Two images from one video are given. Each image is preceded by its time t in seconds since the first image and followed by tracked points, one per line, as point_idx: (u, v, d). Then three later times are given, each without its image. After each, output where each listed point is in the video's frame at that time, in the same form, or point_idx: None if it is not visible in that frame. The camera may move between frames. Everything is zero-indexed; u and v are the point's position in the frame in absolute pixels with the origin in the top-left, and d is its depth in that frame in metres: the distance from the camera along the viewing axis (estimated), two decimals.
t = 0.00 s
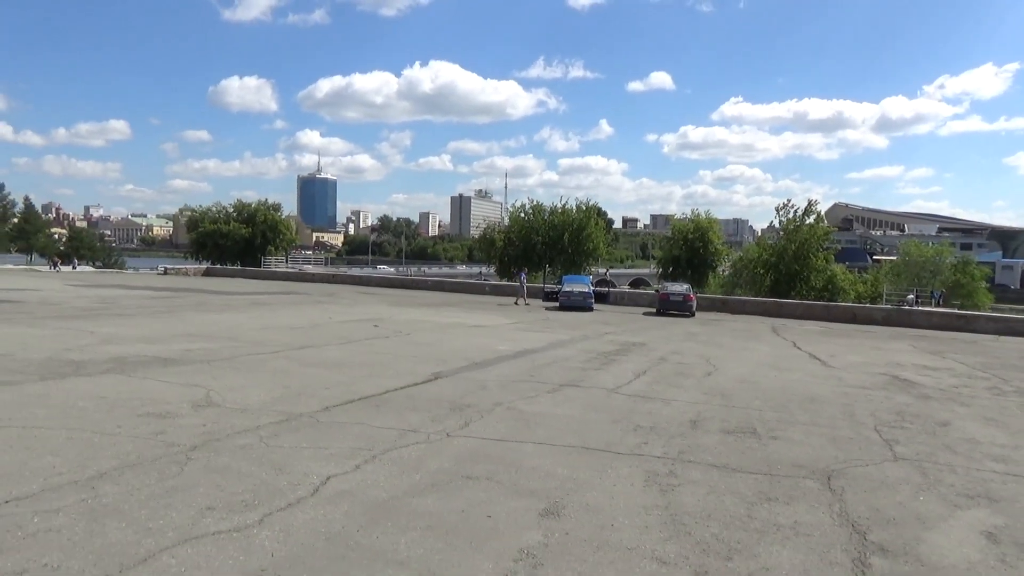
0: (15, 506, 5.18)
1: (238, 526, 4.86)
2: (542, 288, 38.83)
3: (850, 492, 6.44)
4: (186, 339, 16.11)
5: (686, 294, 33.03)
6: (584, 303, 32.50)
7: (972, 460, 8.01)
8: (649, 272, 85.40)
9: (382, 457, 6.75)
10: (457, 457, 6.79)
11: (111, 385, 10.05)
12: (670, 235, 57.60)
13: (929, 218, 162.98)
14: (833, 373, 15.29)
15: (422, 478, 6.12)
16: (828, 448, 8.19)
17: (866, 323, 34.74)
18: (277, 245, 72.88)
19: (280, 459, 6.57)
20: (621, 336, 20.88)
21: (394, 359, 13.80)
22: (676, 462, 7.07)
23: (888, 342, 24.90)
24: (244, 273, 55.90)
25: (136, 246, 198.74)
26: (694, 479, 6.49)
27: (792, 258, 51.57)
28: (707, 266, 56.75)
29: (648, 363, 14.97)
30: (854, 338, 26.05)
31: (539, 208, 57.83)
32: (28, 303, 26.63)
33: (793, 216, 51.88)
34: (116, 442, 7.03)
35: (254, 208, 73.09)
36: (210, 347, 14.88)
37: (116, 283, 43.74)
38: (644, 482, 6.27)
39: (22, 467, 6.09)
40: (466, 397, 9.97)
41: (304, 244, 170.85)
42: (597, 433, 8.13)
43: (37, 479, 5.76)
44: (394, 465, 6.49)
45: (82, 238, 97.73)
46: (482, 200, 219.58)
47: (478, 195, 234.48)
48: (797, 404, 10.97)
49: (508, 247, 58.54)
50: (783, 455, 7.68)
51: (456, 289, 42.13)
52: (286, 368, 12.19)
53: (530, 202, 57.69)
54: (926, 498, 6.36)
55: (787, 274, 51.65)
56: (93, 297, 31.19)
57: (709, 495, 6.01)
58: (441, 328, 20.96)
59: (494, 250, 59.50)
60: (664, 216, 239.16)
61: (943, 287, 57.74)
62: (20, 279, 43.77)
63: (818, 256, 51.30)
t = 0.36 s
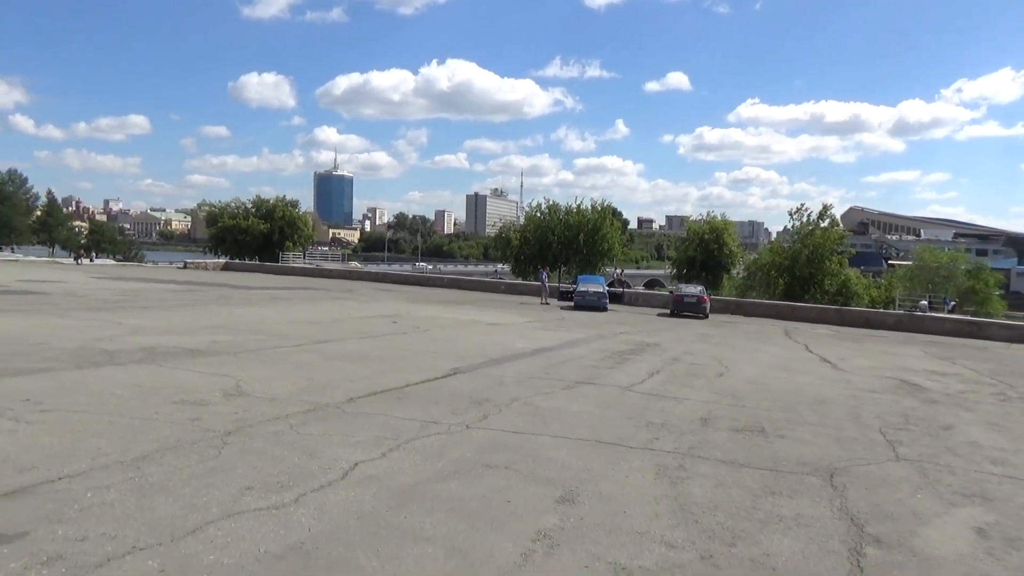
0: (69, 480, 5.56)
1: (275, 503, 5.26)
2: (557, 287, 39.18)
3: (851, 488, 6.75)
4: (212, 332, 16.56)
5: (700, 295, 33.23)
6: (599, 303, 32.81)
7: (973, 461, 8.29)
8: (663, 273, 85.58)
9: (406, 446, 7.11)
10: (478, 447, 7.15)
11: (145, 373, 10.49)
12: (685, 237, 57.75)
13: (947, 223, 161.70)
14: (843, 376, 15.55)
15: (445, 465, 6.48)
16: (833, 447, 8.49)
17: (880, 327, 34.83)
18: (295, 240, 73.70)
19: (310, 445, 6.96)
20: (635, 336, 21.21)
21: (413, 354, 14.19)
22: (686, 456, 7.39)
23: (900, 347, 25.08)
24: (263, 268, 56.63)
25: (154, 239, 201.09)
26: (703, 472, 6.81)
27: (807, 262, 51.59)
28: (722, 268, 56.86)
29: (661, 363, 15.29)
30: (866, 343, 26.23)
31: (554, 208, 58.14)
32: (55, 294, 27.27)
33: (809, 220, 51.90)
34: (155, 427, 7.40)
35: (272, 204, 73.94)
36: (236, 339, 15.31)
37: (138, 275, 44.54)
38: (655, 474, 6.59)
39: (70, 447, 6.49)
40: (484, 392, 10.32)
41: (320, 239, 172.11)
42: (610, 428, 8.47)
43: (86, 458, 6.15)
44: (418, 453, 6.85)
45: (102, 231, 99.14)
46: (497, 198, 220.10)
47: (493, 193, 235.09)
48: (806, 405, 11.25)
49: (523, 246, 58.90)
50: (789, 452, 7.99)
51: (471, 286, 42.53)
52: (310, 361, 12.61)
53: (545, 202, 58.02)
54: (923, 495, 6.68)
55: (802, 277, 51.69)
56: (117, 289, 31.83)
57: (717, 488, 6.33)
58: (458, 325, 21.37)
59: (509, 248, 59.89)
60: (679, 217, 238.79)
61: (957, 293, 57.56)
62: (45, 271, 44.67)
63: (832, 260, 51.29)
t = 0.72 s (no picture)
0: (164, 450, 6.15)
1: (346, 474, 5.74)
2: (610, 276, 39.27)
3: (897, 475, 6.91)
4: (277, 318, 17.34)
5: (755, 285, 32.95)
6: (651, 292, 32.83)
7: None
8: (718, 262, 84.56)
9: (465, 426, 7.55)
10: (532, 429, 7.53)
11: (221, 356, 11.21)
12: (740, 225, 57.00)
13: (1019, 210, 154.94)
14: (899, 367, 15.45)
15: (501, 444, 6.89)
16: (882, 435, 8.62)
17: (942, 318, 33.97)
18: (351, 229, 75.28)
19: (376, 424, 7.46)
20: (687, 326, 21.31)
21: (469, 341, 14.65)
22: (733, 442, 7.63)
23: (962, 339, 24.52)
24: (321, 256, 58.14)
25: (217, 227, 207.51)
26: (750, 457, 7.06)
27: (867, 250, 50.40)
28: (778, 257, 55.97)
29: (713, 352, 15.43)
30: (927, 334, 25.70)
31: (607, 196, 58.07)
32: (130, 280, 28.71)
33: (869, 208, 50.66)
34: (235, 405, 8.00)
35: (329, 193, 75.62)
36: (300, 325, 16.02)
37: (203, 262, 46.32)
38: (702, 458, 6.86)
39: (161, 421, 7.12)
40: (538, 378, 10.70)
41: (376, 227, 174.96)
42: (659, 414, 8.76)
43: (176, 431, 6.76)
44: (476, 433, 7.28)
45: (170, 219, 103.05)
46: (550, 185, 219.75)
47: (546, 181, 234.79)
48: (858, 395, 11.32)
49: (576, 234, 59.00)
50: (837, 440, 8.16)
51: (524, 275, 42.96)
52: (371, 346, 13.21)
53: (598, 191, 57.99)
54: (970, 483, 6.80)
55: (861, 267, 50.52)
56: (186, 276, 33.25)
57: (762, 471, 6.58)
58: (512, 313, 21.80)
59: (562, 237, 60.07)
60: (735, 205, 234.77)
61: None
62: (119, 258, 46.85)
63: (893, 249, 50.00)
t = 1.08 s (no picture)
0: (190, 434, 6.53)
1: (363, 458, 6.13)
2: (610, 276, 39.64)
3: (880, 465, 7.31)
4: (285, 313, 17.72)
5: (753, 285, 33.36)
6: (650, 292, 33.23)
7: (1005, 447, 8.74)
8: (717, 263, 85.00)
9: (472, 416, 7.94)
10: (536, 420, 7.93)
11: (234, 348, 11.60)
12: (739, 226, 57.42)
13: (1018, 213, 155.48)
14: (891, 366, 15.87)
15: (507, 433, 7.29)
16: (869, 429, 9.04)
17: (937, 321, 34.42)
18: (352, 226, 75.65)
19: (388, 413, 7.85)
20: (685, 324, 21.71)
21: (472, 337, 15.04)
22: (727, 433, 8.04)
23: (956, 340, 24.95)
24: (322, 253, 58.49)
25: (217, 223, 207.90)
26: (742, 447, 7.46)
27: (865, 253, 50.82)
28: (777, 258, 56.38)
29: (710, 350, 15.86)
30: (921, 335, 26.12)
31: (608, 196, 58.45)
32: (136, 275, 29.09)
33: (867, 210, 51.08)
34: (252, 395, 8.38)
35: (331, 190, 75.96)
36: (307, 320, 16.40)
37: (206, 258, 46.69)
38: (697, 448, 7.26)
39: (184, 409, 7.49)
40: (541, 373, 11.10)
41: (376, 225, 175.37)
42: (657, 407, 9.16)
43: (199, 418, 7.13)
44: (483, 422, 7.67)
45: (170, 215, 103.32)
46: (550, 184, 220.13)
47: (546, 180, 234.96)
48: (849, 392, 11.73)
49: (576, 233, 59.34)
50: (826, 433, 8.57)
51: (525, 274, 43.35)
52: (377, 341, 13.61)
53: (599, 190, 58.36)
54: (949, 473, 7.22)
55: (859, 269, 50.95)
56: (191, 271, 33.61)
57: (753, 461, 6.97)
58: (514, 311, 22.19)
59: (562, 236, 60.38)
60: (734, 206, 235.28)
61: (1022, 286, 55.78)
62: (122, 252, 47.19)
63: (891, 251, 50.45)
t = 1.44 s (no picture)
0: (202, 429, 6.87)
1: (366, 450, 6.46)
2: (607, 276, 39.96)
3: (861, 456, 7.65)
4: (286, 314, 18.04)
5: (748, 285, 33.72)
6: (647, 292, 33.57)
7: (984, 439, 9.08)
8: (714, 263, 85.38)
9: (470, 412, 8.28)
10: (532, 415, 8.27)
11: (238, 348, 11.93)
12: (736, 226, 57.77)
13: (1016, 213, 155.81)
14: (880, 364, 16.21)
15: (504, 427, 7.62)
16: (853, 423, 9.38)
17: (932, 320, 34.75)
18: (351, 227, 75.95)
19: (390, 409, 8.19)
20: (680, 324, 22.05)
21: (470, 337, 15.37)
22: (715, 427, 8.37)
23: (948, 339, 25.30)
24: (321, 254, 58.82)
25: (215, 225, 208.05)
26: (728, 440, 7.80)
27: (860, 252, 51.20)
28: (773, 258, 56.73)
29: (703, 348, 16.21)
30: (914, 334, 26.48)
31: (605, 196, 58.80)
32: (137, 277, 29.35)
33: (862, 210, 51.46)
34: (258, 392, 8.72)
35: (329, 191, 76.26)
36: (308, 321, 16.72)
37: (205, 260, 46.96)
38: (685, 440, 7.60)
39: (194, 405, 7.83)
40: (536, 371, 11.43)
41: (374, 227, 175.64)
42: (648, 403, 9.50)
43: (209, 414, 7.47)
44: (480, 418, 8.01)
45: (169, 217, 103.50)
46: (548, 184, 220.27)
47: (544, 180, 235.36)
48: (836, 388, 12.07)
49: (574, 234, 59.65)
50: (810, 426, 8.91)
51: (523, 274, 43.68)
52: (377, 341, 13.93)
53: (596, 191, 58.71)
54: (926, 463, 7.55)
55: (854, 269, 51.32)
56: (191, 273, 33.90)
57: (739, 452, 7.30)
58: (511, 311, 22.53)
59: (560, 237, 60.69)
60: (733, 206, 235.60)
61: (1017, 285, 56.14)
62: (122, 255, 47.45)
63: (886, 251, 50.83)
